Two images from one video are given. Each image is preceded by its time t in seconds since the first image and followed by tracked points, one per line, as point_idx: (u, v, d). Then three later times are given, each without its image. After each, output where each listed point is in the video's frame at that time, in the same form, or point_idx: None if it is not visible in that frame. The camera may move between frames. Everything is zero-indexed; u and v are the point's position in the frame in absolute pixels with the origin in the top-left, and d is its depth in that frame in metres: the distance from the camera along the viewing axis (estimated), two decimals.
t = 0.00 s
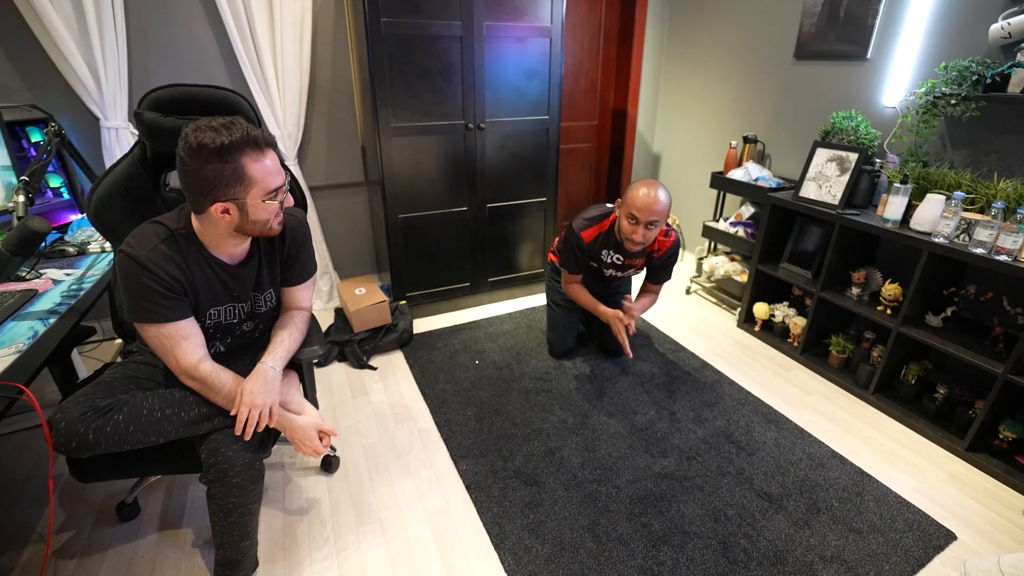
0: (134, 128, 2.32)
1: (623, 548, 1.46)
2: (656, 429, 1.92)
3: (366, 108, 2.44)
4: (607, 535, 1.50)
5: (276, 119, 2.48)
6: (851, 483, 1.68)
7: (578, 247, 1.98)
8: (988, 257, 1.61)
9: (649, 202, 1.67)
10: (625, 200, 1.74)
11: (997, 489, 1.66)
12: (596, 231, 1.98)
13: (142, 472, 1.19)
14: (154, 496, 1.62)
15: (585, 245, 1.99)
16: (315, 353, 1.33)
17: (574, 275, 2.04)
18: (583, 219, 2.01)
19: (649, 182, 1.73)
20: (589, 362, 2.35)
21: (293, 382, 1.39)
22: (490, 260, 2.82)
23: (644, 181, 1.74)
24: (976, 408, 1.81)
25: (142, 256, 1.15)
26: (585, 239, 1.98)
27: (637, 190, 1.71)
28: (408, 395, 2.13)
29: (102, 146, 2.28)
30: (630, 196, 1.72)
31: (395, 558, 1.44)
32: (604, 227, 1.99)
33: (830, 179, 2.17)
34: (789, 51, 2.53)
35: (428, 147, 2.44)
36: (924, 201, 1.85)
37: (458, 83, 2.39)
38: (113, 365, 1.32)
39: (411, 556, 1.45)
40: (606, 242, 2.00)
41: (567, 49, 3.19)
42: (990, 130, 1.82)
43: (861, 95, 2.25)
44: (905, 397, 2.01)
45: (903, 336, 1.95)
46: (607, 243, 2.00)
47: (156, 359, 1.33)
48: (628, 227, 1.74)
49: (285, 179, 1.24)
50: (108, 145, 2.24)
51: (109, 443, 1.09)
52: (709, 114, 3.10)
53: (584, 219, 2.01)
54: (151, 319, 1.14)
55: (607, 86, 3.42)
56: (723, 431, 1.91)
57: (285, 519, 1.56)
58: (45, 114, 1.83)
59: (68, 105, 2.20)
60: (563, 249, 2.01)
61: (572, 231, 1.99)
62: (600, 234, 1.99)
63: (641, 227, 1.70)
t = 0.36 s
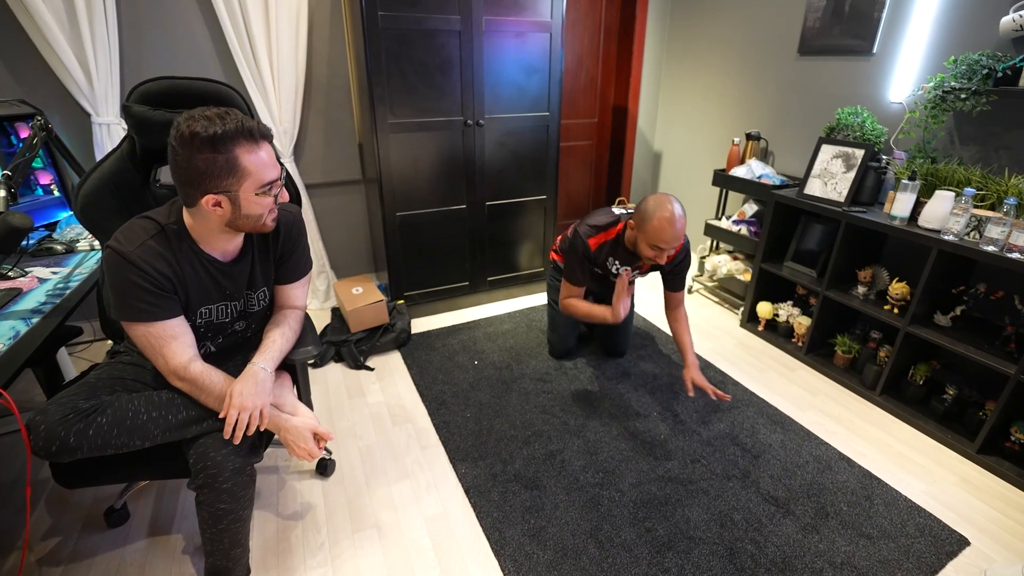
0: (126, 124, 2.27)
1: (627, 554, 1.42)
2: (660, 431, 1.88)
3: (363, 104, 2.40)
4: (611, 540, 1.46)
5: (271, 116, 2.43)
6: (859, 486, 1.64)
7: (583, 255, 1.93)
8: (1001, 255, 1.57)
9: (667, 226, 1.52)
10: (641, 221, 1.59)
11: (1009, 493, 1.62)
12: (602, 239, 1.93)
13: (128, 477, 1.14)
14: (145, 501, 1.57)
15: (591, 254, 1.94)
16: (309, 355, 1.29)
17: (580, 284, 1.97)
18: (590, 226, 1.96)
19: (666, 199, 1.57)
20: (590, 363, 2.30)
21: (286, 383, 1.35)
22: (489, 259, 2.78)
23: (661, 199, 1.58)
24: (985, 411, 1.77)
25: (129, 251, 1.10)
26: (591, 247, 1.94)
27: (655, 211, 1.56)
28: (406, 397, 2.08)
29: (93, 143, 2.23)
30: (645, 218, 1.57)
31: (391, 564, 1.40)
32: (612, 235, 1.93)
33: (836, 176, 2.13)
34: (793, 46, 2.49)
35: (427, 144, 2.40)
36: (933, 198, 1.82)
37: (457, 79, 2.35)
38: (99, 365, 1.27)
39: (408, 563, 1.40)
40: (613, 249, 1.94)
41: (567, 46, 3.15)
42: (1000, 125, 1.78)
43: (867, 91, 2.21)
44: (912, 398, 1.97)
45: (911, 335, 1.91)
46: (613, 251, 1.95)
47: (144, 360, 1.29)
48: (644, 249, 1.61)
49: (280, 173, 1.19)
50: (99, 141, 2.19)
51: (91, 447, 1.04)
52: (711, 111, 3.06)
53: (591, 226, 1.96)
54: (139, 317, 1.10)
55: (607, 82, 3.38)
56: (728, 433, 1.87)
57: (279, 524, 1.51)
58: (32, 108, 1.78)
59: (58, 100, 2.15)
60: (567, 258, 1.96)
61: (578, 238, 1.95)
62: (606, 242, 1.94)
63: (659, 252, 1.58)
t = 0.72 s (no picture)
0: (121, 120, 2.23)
1: (634, 558, 1.38)
2: (665, 432, 1.85)
3: (362, 100, 2.37)
4: (617, 544, 1.42)
5: (269, 112, 2.39)
6: (869, 488, 1.61)
7: (616, 299, 1.47)
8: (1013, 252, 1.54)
9: (704, 293, 1.29)
10: (675, 276, 1.35)
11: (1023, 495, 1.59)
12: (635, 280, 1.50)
13: (120, 481, 1.10)
14: (139, 505, 1.53)
15: (624, 299, 1.50)
16: (307, 355, 1.25)
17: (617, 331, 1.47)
18: (616, 263, 1.52)
19: (706, 257, 1.31)
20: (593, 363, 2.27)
21: (284, 383, 1.31)
22: (490, 257, 2.75)
23: (700, 256, 1.31)
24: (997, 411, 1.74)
25: (124, 247, 1.06)
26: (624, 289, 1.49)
27: (692, 270, 1.30)
28: (407, 397, 2.05)
29: (87, 139, 2.19)
30: (680, 274, 1.32)
31: (392, 569, 1.36)
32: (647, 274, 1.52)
33: (843, 172, 2.10)
34: (797, 42, 2.46)
35: (427, 140, 2.37)
36: (943, 194, 1.78)
37: (458, 75, 2.32)
38: (91, 365, 1.23)
39: (409, 568, 1.37)
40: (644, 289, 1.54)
41: (568, 42, 3.12)
42: (1011, 120, 1.75)
43: (873, 86, 2.17)
44: (921, 398, 1.94)
45: (920, 334, 1.88)
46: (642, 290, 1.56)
47: (137, 360, 1.25)
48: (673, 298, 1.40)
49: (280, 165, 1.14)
50: (93, 137, 2.15)
51: (81, 450, 1.01)
52: (714, 108, 3.02)
53: (618, 263, 1.52)
54: (132, 316, 1.06)
55: (608, 80, 3.38)
56: (734, 434, 1.84)
57: (276, 528, 1.48)
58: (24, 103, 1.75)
59: (51, 95, 2.11)
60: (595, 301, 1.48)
61: (606, 279, 1.49)
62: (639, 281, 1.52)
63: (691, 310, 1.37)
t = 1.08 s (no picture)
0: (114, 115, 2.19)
1: (639, 562, 1.35)
2: (669, 432, 1.81)
3: (360, 95, 2.33)
4: (621, 547, 1.39)
5: (265, 107, 2.36)
6: (878, 489, 1.58)
7: (641, 305, 1.40)
8: None
9: (741, 306, 1.22)
10: (712, 284, 1.28)
11: None
12: (663, 286, 1.43)
13: (108, 485, 1.06)
14: (131, 507, 1.50)
15: (648, 304, 1.43)
16: (304, 352, 1.21)
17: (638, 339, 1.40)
18: (646, 266, 1.44)
19: (747, 266, 1.24)
20: (595, 361, 2.23)
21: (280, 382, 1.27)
22: (490, 255, 2.71)
23: (742, 264, 1.24)
24: (1008, 411, 1.71)
25: (113, 240, 1.02)
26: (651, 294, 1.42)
27: (731, 280, 1.23)
28: (406, 397, 2.01)
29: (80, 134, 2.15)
30: (718, 282, 1.25)
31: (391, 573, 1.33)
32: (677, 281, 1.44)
33: (849, 168, 2.06)
34: (802, 36, 2.43)
35: (426, 136, 2.33)
36: (953, 189, 1.75)
37: (458, 69, 2.28)
38: (79, 364, 1.19)
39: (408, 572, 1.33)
40: (672, 298, 1.47)
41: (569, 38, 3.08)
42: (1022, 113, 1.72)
43: (880, 80, 2.14)
44: (929, 397, 1.91)
45: (928, 332, 1.84)
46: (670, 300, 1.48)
47: (127, 359, 1.21)
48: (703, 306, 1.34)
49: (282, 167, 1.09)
50: (86, 132, 2.11)
51: (66, 452, 0.97)
52: (716, 104, 2.99)
53: (647, 267, 1.44)
54: (120, 313, 1.01)
55: (610, 76, 3.35)
56: (740, 433, 1.80)
57: (272, 531, 1.44)
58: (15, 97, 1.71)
59: (43, 89, 2.07)
60: (618, 305, 1.41)
61: (633, 283, 1.42)
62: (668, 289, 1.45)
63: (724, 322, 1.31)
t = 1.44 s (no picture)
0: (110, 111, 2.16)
1: (642, 564, 1.32)
2: (672, 433, 1.79)
3: (359, 92, 2.31)
4: (624, 549, 1.36)
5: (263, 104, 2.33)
6: (885, 490, 1.55)
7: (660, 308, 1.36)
8: None
9: (763, 310, 1.20)
10: (737, 285, 1.25)
11: None
12: (684, 289, 1.40)
13: (99, 487, 1.04)
14: (125, 510, 1.47)
15: (667, 308, 1.40)
16: (302, 352, 1.17)
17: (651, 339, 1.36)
18: (667, 268, 1.40)
19: (772, 269, 1.21)
20: (596, 361, 2.21)
21: (276, 382, 1.24)
22: (490, 254, 2.69)
23: (768, 267, 1.22)
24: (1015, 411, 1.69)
25: (107, 237, 0.99)
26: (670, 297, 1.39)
27: (755, 283, 1.21)
28: (405, 397, 1.98)
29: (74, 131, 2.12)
30: (740, 283, 1.23)
31: None
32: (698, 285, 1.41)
33: (853, 165, 2.05)
34: (804, 33, 2.41)
35: (425, 134, 2.30)
36: (959, 186, 1.73)
37: (457, 65, 2.26)
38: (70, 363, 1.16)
39: None
40: (691, 301, 1.44)
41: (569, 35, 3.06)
42: None
43: (883, 77, 2.12)
44: (935, 397, 1.88)
45: (934, 331, 1.82)
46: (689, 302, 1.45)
47: (121, 358, 1.18)
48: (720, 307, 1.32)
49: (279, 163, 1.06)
50: (81, 129, 2.08)
51: (57, 454, 0.94)
52: (717, 101, 2.96)
53: (668, 269, 1.41)
54: (115, 312, 0.99)
55: (610, 74, 3.33)
56: (743, 433, 1.78)
57: (269, 534, 1.41)
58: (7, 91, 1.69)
59: (37, 85, 2.04)
60: (635, 306, 1.38)
61: (652, 285, 1.38)
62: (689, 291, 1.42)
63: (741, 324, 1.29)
